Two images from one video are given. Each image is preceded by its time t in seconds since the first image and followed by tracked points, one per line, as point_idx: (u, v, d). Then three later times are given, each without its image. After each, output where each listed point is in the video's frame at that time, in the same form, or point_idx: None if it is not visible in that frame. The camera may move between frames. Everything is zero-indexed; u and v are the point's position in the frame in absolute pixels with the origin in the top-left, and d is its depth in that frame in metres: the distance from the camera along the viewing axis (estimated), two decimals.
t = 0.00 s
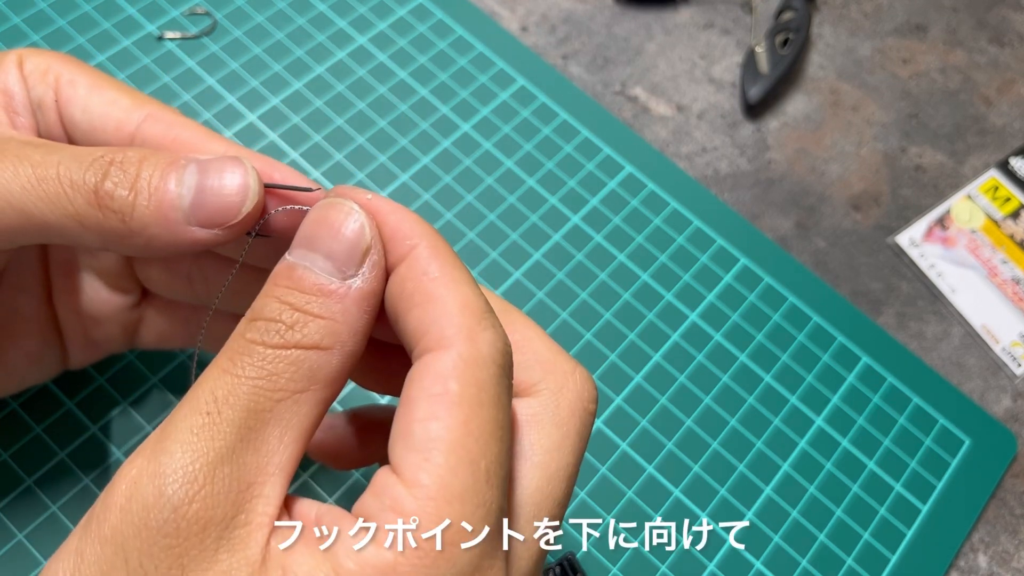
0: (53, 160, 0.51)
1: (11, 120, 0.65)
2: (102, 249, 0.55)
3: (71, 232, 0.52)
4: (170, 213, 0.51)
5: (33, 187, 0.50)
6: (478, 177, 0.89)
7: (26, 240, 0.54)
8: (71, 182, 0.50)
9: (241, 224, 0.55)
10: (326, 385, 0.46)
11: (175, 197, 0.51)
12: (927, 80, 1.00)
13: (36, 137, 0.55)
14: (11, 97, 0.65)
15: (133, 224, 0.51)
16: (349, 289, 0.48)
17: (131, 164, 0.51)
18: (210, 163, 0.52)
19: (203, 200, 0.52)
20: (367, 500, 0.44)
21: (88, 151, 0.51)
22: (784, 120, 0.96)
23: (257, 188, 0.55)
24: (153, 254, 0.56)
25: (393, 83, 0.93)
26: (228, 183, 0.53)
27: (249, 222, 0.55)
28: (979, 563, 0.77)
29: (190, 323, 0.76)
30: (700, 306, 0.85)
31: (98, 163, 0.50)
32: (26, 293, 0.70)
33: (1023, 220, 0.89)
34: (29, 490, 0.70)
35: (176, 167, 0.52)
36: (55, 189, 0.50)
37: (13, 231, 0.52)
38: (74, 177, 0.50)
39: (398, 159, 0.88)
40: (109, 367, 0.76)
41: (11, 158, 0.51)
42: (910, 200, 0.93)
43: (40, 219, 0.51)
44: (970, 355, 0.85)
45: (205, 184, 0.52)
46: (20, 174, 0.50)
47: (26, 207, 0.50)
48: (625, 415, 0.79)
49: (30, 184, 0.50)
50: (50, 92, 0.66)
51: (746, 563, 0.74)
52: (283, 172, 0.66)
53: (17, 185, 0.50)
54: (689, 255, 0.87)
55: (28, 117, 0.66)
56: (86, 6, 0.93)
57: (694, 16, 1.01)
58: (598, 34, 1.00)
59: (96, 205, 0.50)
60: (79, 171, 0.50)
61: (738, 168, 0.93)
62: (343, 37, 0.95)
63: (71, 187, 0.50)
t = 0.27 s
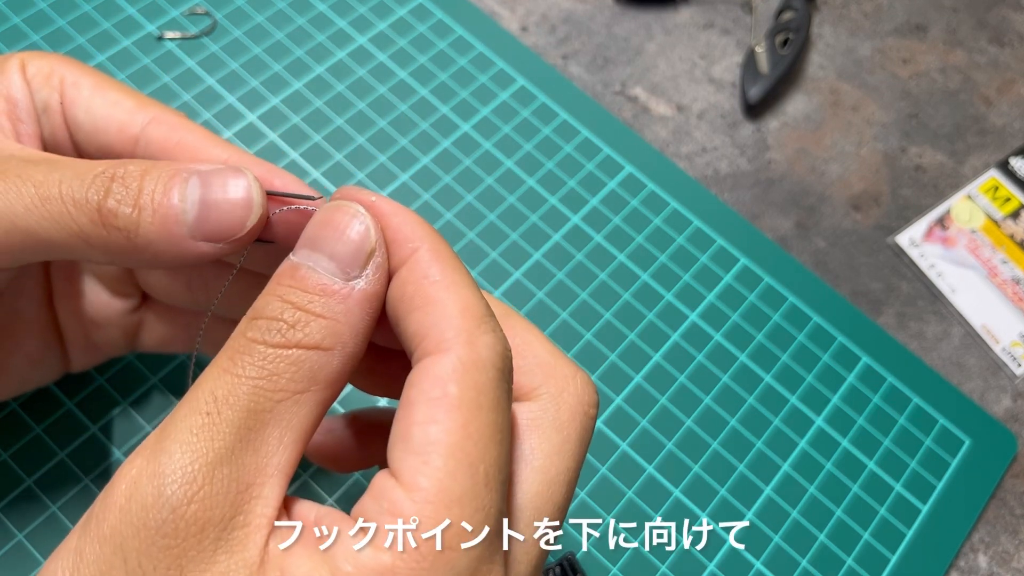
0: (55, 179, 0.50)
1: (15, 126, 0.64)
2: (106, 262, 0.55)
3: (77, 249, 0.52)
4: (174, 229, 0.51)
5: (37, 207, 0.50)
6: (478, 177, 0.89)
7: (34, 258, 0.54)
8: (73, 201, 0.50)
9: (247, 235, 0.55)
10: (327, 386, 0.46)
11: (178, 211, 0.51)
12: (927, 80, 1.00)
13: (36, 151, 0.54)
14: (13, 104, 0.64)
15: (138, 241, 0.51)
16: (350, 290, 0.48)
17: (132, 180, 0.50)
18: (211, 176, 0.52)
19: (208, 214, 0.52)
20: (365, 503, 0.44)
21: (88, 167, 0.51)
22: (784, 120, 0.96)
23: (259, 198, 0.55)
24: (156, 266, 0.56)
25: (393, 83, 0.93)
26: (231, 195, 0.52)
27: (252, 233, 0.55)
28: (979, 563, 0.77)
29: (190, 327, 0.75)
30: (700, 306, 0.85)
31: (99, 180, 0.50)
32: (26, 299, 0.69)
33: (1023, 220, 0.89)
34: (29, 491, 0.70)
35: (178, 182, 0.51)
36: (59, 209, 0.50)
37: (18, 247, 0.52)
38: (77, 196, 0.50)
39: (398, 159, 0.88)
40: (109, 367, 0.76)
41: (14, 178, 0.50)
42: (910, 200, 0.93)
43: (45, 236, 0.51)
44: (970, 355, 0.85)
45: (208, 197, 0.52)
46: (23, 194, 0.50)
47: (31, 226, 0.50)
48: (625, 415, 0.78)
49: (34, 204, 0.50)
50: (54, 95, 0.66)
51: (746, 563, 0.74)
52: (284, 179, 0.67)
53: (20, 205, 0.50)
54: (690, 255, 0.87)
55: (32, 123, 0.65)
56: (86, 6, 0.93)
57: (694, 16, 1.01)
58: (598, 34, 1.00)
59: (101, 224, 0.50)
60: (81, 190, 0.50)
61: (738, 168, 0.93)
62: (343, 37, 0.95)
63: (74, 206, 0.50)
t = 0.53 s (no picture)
0: (52, 180, 0.51)
1: (8, 124, 0.65)
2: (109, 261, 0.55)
3: (80, 249, 0.52)
4: (172, 224, 0.51)
5: (36, 209, 0.50)
6: (477, 177, 0.89)
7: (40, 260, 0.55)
8: (71, 201, 0.50)
9: (247, 228, 0.54)
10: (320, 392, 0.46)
11: (175, 206, 0.50)
12: (927, 80, 1.00)
13: (33, 151, 0.54)
14: (6, 101, 0.65)
15: (139, 239, 0.51)
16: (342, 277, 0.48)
17: (127, 177, 0.50)
18: (206, 170, 0.51)
19: (206, 208, 0.51)
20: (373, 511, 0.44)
21: (83, 166, 0.51)
22: (784, 120, 0.96)
23: (258, 190, 0.54)
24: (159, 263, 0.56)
25: (393, 83, 0.93)
26: (229, 186, 0.52)
27: (252, 226, 0.55)
28: (979, 563, 0.77)
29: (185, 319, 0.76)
30: (700, 306, 0.85)
31: (95, 179, 0.50)
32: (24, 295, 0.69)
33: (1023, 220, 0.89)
34: (29, 491, 0.69)
35: (173, 177, 0.51)
36: (58, 210, 0.50)
37: (24, 250, 0.53)
38: (74, 197, 0.50)
39: (398, 159, 0.88)
40: (108, 367, 0.76)
41: (12, 182, 0.51)
42: (910, 200, 0.93)
43: (47, 238, 0.51)
44: (970, 355, 0.85)
45: (206, 191, 0.51)
46: (22, 198, 0.50)
47: (33, 229, 0.51)
48: (625, 415, 0.78)
49: (34, 206, 0.50)
50: (46, 87, 0.66)
51: (746, 563, 0.74)
52: (275, 169, 0.68)
53: (21, 209, 0.50)
54: (690, 254, 0.87)
55: (25, 118, 0.66)
56: (86, 6, 0.93)
57: (694, 16, 1.01)
58: (598, 34, 1.00)
59: (100, 224, 0.50)
60: (78, 190, 0.50)
61: (738, 168, 0.93)
62: (343, 36, 0.95)
63: (72, 207, 0.50)
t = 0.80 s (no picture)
0: (48, 174, 0.51)
1: (6, 120, 0.67)
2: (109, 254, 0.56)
3: (77, 242, 0.53)
4: (172, 217, 0.51)
5: (33, 202, 0.51)
6: (478, 177, 0.89)
7: (37, 254, 0.55)
8: (69, 194, 0.50)
9: (246, 220, 0.55)
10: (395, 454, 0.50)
11: (173, 198, 0.51)
12: (926, 81, 1.00)
13: (26, 146, 0.54)
14: (4, 96, 0.66)
15: (137, 231, 0.52)
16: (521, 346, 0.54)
17: (125, 169, 0.51)
18: (205, 163, 0.52)
19: (205, 200, 0.52)
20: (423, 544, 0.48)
21: (79, 159, 0.51)
22: (783, 120, 0.97)
23: (256, 181, 0.54)
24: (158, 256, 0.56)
25: (394, 84, 0.94)
26: (228, 179, 0.52)
27: (252, 218, 0.55)
28: (977, 562, 0.77)
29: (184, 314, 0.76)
30: (699, 306, 0.85)
31: (92, 172, 0.50)
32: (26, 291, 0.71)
33: (1020, 220, 0.90)
34: (31, 490, 0.70)
35: (172, 170, 0.51)
36: (56, 204, 0.50)
37: (21, 243, 0.53)
38: (71, 189, 0.50)
39: (399, 160, 0.89)
40: (111, 367, 0.76)
41: (8, 176, 0.51)
42: (909, 200, 0.94)
43: (45, 232, 0.52)
44: (968, 355, 0.86)
45: (205, 184, 0.52)
46: (19, 192, 0.51)
47: (29, 223, 0.51)
48: (624, 414, 0.79)
49: (30, 200, 0.50)
50: (44, 83, 0.67)
51: (745, 562, 0.74)
52: (272, 163, 0.68)
53: (17, 203, 0.51)
54: (689, 254, 0.88)
55: (22, 114, 0.67)
56: (88, 7, 0.93)
57: (694, 17, 1.02)
58: (598, 35, 1.01)
59: (99, 216, 0.51)
60: (75, 182, 0.50)
61: (738, 169, 0.94)
62: (344, 38, 0.96)
63: (69, 200, 0.50)
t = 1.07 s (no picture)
0: (46, 159, 0.51)
1: (4, 110, 0.67)
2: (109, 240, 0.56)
3: (76, 226, 0.53)
4: (169, 199, 0.51)
5: (32, 186, 0.51)
6: (478, 178, 0.90)
7: (40, 242, 0.56)
8: (66, 177, 0.50)
9: (245, 204, 0.54)
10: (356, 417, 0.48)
11: (171, 180, 0.51)
12: (924, 81, 1.00)
13: (26, 133, 0.55)
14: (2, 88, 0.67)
15: (135, 214, 0.51)
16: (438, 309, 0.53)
17: (121, 151, 0.50)
18: (202, 145, 0.52)
19: (203, 183, 0.51)
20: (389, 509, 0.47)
21: (76, 143, 0.51)
22: (783, 121, 0.97)
23: (255, 164, 0.54)
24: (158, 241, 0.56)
25: (394, 85, 0.94)
26: (226, 161, 0.52)
27: (251, 202, 0.55)
28: (976, 561, 0.77)
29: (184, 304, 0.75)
30: (699, 306, 0.85)
31: (90, 156, 0.50)
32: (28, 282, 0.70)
33: (1019, 220, 0.90)
34: (33, 489, 0.70)
35: (169, 152, 0.51)
36: (54, 187, 0.51)
37: (22, 230, 0.53)
38: (69, 172, 0.50)
39: (399, 160, 0.89)
40: (111, 366, 0.77)
41: (7, 161, 0.51)
42: (908, 201, 0.94)
43: (43, 216, 0.52)
44: (967, 355, 0.86)
45: (203, 166, 0.51)
46: (18, 176, 0.51)
47: (28, 207, 0.51)
48: (624, 414, 0.79)
49: (29, 184, 0.51)
50: (40, 73, 0.67)
51: (745, 561, 0.74)
52: (271, 149, 0.67)
53: (16, 187, 0.51)
54: (689, 255, 0.88)
55: (19, 105, 0.67)
56: (89, 8, 0.93)
57: (693, 18, 1.02)
58: (597, 36, 1.01)
59: (96, 200, 0.51)
60: (72, 166, 0.50)
61: (737, 169, 0.94)
62: (345, 39, 0.96)
63: (67, 184, 0.50)
